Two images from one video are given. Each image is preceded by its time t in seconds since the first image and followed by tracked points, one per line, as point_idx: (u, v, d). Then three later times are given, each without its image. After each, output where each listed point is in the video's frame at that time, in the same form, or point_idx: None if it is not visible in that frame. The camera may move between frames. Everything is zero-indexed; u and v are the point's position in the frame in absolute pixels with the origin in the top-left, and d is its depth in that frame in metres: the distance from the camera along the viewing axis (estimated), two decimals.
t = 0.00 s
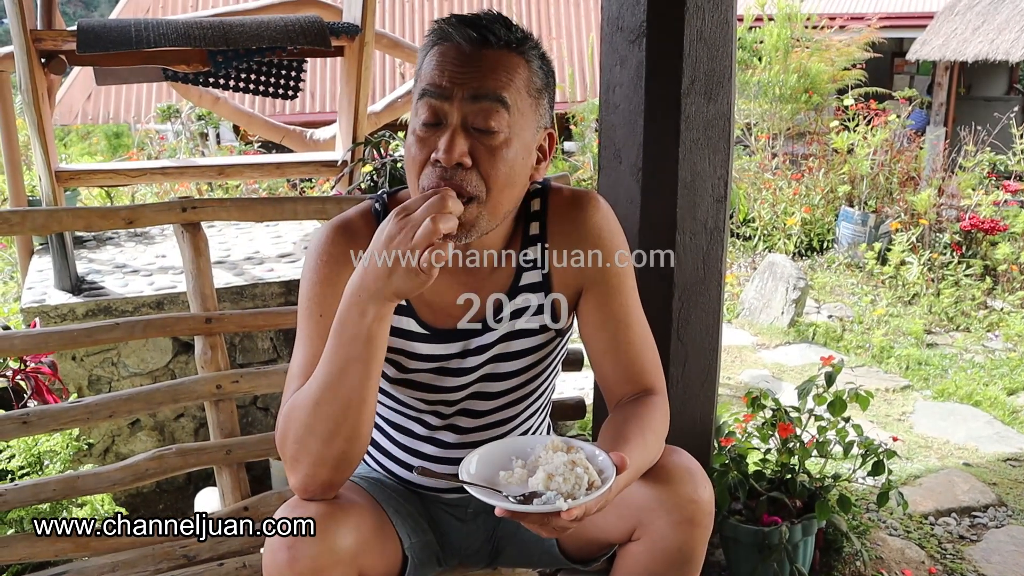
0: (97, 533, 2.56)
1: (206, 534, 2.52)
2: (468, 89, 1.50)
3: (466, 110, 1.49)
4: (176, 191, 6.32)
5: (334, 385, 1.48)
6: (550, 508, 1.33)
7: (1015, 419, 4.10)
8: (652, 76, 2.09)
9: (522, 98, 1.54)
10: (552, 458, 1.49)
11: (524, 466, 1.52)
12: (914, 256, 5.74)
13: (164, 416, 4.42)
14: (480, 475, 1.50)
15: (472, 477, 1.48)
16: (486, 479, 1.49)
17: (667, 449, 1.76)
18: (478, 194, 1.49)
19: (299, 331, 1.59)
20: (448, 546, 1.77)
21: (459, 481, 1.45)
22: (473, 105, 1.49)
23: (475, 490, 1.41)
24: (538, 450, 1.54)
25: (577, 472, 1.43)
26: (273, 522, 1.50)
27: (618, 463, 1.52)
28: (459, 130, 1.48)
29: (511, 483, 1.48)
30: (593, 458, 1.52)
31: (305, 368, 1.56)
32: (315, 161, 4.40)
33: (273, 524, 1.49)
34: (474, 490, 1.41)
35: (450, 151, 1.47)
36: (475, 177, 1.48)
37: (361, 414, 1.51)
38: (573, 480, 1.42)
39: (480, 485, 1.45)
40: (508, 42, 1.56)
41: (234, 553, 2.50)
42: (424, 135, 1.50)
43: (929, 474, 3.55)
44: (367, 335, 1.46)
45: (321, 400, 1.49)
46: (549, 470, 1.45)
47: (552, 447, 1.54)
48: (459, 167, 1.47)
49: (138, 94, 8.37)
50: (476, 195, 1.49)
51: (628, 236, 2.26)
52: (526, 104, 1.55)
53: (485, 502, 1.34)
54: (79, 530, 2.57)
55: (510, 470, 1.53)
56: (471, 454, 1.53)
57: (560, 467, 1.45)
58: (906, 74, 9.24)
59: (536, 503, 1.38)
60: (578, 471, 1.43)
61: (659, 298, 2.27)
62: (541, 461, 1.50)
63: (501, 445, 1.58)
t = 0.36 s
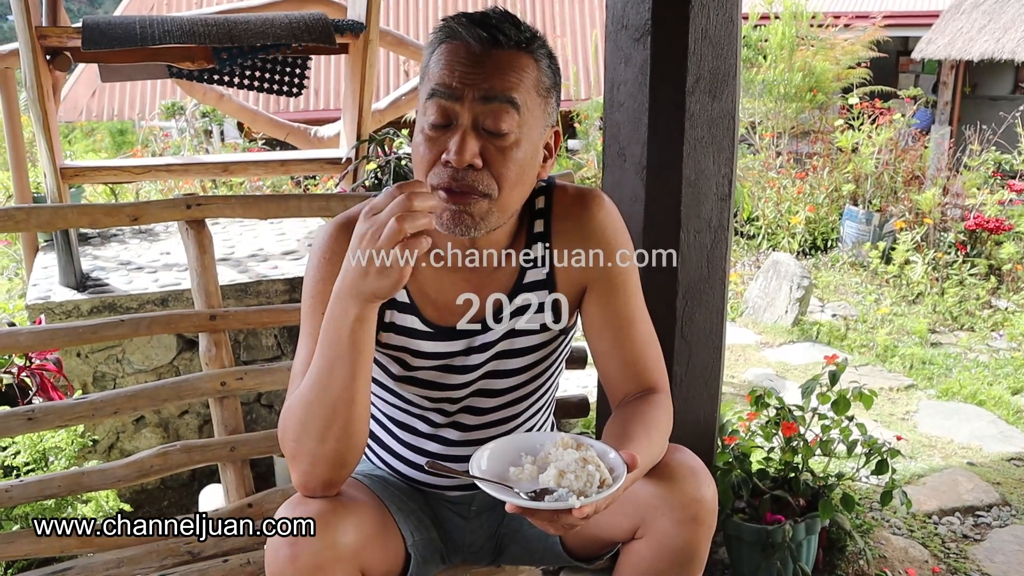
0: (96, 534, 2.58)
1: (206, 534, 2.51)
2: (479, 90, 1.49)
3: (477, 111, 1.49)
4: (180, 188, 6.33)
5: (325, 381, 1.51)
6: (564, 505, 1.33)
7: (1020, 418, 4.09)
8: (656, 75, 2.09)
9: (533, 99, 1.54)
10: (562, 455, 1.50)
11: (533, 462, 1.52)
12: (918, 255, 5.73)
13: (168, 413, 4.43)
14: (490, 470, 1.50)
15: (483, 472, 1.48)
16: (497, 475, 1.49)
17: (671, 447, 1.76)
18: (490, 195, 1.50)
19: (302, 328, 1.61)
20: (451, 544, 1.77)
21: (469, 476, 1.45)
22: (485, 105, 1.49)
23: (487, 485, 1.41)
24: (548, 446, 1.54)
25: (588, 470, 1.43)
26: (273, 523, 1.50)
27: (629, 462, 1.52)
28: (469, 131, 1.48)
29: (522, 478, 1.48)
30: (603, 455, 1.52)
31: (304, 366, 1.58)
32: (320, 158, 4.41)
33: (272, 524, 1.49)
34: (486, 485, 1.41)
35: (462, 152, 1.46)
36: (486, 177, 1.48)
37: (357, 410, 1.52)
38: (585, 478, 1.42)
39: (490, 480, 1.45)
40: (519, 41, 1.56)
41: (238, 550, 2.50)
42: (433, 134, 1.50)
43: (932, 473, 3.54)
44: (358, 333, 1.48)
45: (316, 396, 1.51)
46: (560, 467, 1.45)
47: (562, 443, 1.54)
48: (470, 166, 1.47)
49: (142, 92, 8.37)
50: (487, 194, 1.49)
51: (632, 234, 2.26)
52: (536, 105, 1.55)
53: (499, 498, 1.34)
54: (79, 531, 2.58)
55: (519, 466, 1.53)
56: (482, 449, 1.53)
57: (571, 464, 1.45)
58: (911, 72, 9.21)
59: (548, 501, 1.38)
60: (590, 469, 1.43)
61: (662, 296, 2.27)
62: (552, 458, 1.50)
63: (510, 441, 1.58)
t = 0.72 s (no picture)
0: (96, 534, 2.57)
1: (206, 534, 2.49)
2: (524, 99, 1.49)
3: (521, 122, 1.49)
4: (184, 183, 6.34)
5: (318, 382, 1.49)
6: (621, 508, 1.30)
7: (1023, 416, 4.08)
8: (659, 71, 2.08)
9: (564, 109, 1.57)
10: (603, 457, 1.47)
11: (572, 465, 1.49)
12: (922, 252, 5.72)
13: (171, 407, 4.45)
14: (532, 476, 1.46)
15: (525, 477, 1.44)
16: (539, 480, 1.45)
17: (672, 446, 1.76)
18: (528, 206, 1.52)
19: (299, 323, 1.60)
20: (453, 538, 1.79)
21: (514, 482, 1.40)
22: (527, 116, 1.50)
23: (532, 491, 1.37)
24: (584, 448, 1.51)
25: (637, 471, 1.40)
26: (272, 523, 1.50)
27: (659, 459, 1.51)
28: (515, 142, 1.48)
29: (563, 483, 1.44)
30: (645, 454, 1.49)
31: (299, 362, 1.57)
32: (324, 154, 4.43)
33: (272, 525, 1.49)
34: (531, 490, 1.37)
35: (511, 165, 1.47)
36: (529, 188, 1.50)
37: (350, 414, 1.51)
38: (635, 478, 1.39)
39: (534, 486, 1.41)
40: (554, 50, 1.56)
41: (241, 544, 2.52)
42: (472, 141, 1.47)
43: (934, 470, 3.54)
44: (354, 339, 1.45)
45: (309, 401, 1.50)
46: (607, 469, 1.42)
47: (597, 445, 1.51)
48: (517, 180, 1.47)
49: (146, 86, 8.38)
50: (524, 204, 1.51)
51: (634, 230, 2.26)
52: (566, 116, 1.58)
53: (553, 503, 1.29)
54: (80, 530, 2.58)
55: (557, 470, 1.49)
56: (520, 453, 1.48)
57: (618, 465, 1.42)
58: (917, 68, 9.18)
59: (601, 503, 1.35)
60: (638, 470, 1.41)
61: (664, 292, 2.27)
62: (592, 461, 1.47)
63: (542, 446, 1.54)
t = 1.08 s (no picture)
0: (96, 534, 2.52)
1: (206, 534, 2.51)
2: (550, 90, 1.51)
3: (547, 111, 1.51)
4: (187, 183, 6.35)
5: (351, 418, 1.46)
6: (639, 510, 1.28)
7: None
8: (661, 70, 2.08)
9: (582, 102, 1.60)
10: (616, 458, 1.45)
11: (584, 465, 1.46)
12: (925, 251, 5.71)
13: (174, 406, 4.46)
14: (547, 476, 1.42)
15: (540, 479, 1.41)
16: (554, 481, 1.42)
17: (678, 443, 1.75)
18: (550, 196, 1.54)
19: (299, 323, 1.55)
20: (456, 537, 1.79)
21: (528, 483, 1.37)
22: (553, 106, 1.52)
23: (548, 492, 1.34)
24: (595, 449, 1.49)
25: (651, 471, 1.39)
26: (271, 523, 1.48)
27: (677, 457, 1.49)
28: (541, 132, 1.50)
29: (578, 484, 1.41)
30: (658, 455, 1.48)
31: (306, 371, 1.51)
32: (326, 153, 4.42)
33: (272, 525, 1.47)
34: (547, 492, 1.34)
35: (539, 152, 1.48)
36: (553, 178, 1.52)
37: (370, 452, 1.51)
38: (649, 479, 1.37)
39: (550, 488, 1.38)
40: (573, 45, 1.59)
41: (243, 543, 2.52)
42: (499, 130, 1.48)
43: (937, 469, 3.54)
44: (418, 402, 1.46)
45: (340, 437, 1.46)
46: (622, 469, 1.40)
47: (609, 446, 1.49)
48: (542, 168, 1.49)
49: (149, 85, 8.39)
50: (546, 195, 1.52)
51: (637, 230, 2.26)
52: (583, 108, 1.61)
53: (573, 505, 1.27)
54: (79, 531, 2.55)
55: (571, 471, 1.46)
56: (535, 454, 1.46)
57: (632, 466, 1.40)
58: (920, 67, 9.16)
59: (616, 505, 1.32)
60: (653, 470, 1.39)
61: (666, 291, 2.27)
62: (605, 462, 1.45)
63: (553, 446, 1.52)
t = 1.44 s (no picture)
0: (96, 534, 2.51)
1: (206, 534, 2.51)
2: (580, 89, 1.52)
3: (577, 111, 1.52)
4: (189, 178, 6.36)
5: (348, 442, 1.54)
6: (629, 493, 1.28)
7: None
8: (662, 64, 2.08)
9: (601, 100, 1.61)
10: (609, 444, 1.45)
11: (578, 451, 1.46)
12: (928, 246, 5.69)
13: (176, 400, 4.47)
14: (540, 461, 1.43)
15: (533, 463, 1.41)
16: (547, 465, 1.42)
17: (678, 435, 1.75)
18: (577, 192, 1.54)
19: (297, 327, 1.56)
20: (456, 531, 1.78)
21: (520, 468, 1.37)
22: (581, 105, 1.53)
23: (540, 476, 1.34)
24: (590, 436, 1.49)
25: (643, 457, 1.39)
26: (271, 523, 1.50)
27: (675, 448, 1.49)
28: (571, 130, 1.50)
29: (571, 469, 1.41)
30: (651, 442, 1.48)
31: (302, 379, 1.55)
32: (327, 148, 4.43)
33: (272, 524, 1.49)
34: (540, 477, 1.34)
35: (572, 150, 1.49)
36: (581, 175, 1.53)
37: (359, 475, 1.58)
38: (641, 465, 1.37)
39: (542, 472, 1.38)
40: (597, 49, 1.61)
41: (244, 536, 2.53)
42: (531, 127, 1.48)
43: (939, 464, 3.54)
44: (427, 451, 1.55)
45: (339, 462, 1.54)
46: (614, 455, 1.40)
47: (604, 433, 1.49)
48: (574, 167, 1.49)
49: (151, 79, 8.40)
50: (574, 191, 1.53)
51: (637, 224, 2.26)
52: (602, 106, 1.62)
53: (563, 488, 1.27)
54: (79, 531, 2.50)
55: (564, 456, 1.46)
56: (529, 439, 1.46)
57: (625, 452, 1.40)
58: (924, 62, 9.12)
59: (607, 489, 1.32)
60: (645, 456, 1.39)
61: (667, 285, 2.27)
62: (598, 448, 1.44)
63: (549, 432, 1.52)
